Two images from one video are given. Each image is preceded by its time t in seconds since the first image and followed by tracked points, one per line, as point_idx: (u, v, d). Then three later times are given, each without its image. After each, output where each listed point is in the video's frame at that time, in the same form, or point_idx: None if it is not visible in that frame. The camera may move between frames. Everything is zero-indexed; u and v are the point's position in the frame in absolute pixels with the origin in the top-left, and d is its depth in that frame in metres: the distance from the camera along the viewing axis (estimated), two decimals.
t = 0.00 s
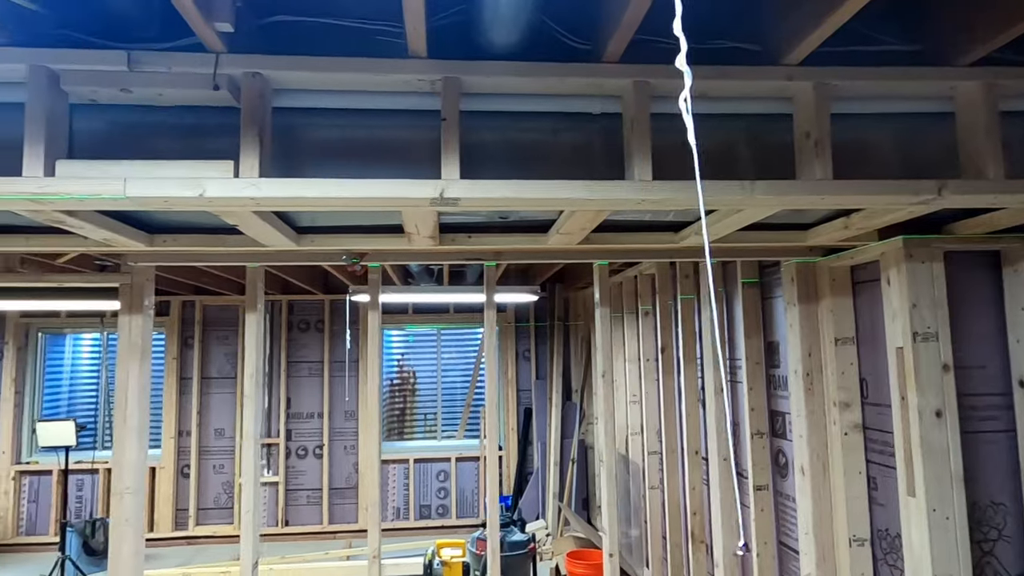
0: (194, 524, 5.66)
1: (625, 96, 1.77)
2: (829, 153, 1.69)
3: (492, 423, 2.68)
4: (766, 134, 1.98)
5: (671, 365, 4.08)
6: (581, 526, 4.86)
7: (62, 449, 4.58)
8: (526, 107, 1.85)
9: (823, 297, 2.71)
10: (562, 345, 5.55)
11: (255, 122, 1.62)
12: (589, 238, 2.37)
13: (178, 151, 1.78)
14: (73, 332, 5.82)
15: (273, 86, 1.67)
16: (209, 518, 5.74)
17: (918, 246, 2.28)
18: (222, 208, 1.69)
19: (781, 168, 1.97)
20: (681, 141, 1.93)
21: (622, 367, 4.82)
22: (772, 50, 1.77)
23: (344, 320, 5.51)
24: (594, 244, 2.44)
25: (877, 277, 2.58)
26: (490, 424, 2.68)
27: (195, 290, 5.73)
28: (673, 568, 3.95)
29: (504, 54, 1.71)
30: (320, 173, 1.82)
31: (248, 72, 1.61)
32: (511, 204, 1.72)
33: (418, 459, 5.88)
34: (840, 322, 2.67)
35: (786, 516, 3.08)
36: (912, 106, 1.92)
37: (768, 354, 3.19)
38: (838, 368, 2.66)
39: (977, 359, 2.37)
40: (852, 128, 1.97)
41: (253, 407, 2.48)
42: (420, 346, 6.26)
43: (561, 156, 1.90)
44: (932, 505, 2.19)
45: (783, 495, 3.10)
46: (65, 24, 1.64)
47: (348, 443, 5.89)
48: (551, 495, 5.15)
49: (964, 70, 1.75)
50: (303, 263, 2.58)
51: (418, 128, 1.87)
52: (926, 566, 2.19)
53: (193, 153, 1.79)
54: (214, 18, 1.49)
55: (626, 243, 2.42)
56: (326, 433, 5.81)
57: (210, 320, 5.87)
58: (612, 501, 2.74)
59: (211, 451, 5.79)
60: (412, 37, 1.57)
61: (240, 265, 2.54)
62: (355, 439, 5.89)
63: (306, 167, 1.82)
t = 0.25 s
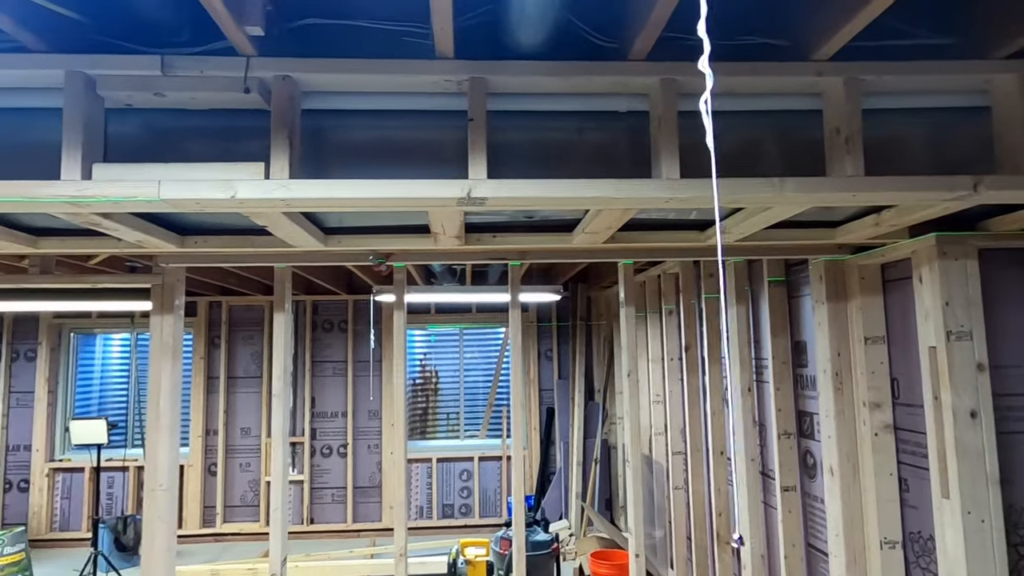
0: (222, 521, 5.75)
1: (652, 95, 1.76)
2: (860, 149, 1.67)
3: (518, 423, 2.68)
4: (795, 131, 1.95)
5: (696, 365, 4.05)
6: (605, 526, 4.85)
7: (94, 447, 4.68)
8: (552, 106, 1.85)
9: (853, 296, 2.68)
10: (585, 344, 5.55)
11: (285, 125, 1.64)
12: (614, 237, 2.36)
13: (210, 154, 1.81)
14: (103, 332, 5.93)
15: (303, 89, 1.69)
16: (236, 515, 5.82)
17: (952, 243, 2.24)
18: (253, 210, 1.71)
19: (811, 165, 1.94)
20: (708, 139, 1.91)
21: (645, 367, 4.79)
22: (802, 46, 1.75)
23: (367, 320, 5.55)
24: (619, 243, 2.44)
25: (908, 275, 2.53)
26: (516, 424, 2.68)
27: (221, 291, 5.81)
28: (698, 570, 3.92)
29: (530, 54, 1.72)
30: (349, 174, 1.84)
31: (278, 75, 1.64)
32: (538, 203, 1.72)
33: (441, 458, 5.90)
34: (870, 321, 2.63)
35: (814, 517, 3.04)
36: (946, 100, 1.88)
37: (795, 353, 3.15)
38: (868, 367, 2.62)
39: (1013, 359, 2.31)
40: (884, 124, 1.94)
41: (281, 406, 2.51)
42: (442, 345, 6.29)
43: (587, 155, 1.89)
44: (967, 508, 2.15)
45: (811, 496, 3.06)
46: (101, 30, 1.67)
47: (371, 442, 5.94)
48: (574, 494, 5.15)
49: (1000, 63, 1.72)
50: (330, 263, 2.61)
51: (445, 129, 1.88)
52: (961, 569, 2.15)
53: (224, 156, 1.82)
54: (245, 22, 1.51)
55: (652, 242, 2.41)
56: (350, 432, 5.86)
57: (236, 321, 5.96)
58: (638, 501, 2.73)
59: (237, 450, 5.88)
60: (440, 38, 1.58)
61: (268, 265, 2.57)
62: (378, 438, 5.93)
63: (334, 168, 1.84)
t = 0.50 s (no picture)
0: (249, 519, 5.82)
1: (680, 91, 1.74)
2: (894, 144, 1.64)
3: (543, 422, 2.68)
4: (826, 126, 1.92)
5: (721, 364, 4.01)
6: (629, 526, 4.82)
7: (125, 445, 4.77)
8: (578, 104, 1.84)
9: (884, 294, 2.62)
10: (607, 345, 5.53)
11: (314, 125, 1.65)
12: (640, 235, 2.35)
13: (239, 155, 1.83)
14: (133, 332, 6.04)
15: (331, 90, 1.70)
16: (262, 513, 5.89)
17: (988, 239, 2.18)
18: (282, 210, 1.73)
19: (842, 161, 1.91)
20: (736, 135, 1.89)
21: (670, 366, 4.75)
22: (833, 40, 1.72)
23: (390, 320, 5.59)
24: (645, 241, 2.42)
25: (942, 272, 2.48)
26: (541, 422, 2.68)
27: (247, 291, 5.89)
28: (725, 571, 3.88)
29: (557, 52, 1.71)
30: (375, 174, 1.85)
31: (307, 76, 1.65)
32: (565, 201, 1.72)
33: (464, 458, 5.92)
34: (902, 320, 2.58)
35: (845, 519, 2.99)
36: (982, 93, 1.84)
37: (824, 352, 3.11)
38: (901, 366, 2.57)
39: None
40: (917, 117, 1.90)
41: (309, 405, 2.54)
42: (464, 345, 6.31)
43: (613, 153, 1.88)
44: (1006, 511, 2.10)
45: (841, 498, 3.01)
46: (134, 34, 1.70)
47: (395, 441, 5.97)
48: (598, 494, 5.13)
49: None
50: (356, 263, 2.63)
51: (471, 128, 1.88)
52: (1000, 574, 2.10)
53: (254, 157, 1.84)
54: (274, 24, 1.53)
55: (678, 240, 2.39)
56: (374, 431, 5.90)
57: (261, 321, 6.03)
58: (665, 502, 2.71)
59: (264, 448, 5.95)
60: (467, 38, 1.58)
61: (295, 265, 2.60)
62: (401, 437, 5.96)
63: (361, 168, 1.85)
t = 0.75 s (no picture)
0: (270, 517, 5.87)
1: (705, 88, 1.72)
2: (926, 139, 1.60)
3: (565, 422, 2.67)
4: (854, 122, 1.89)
5: (742, 364, 3.96)
6: (649, 527, 4.79)
7: (149, 444, 4.82)
8: (602, 101, 1.83)
9: (912, 292, 2.58)
10: (626, 344, 5.50)
11: (338, 125, 1.66)
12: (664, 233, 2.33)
13: (263, 155, 1.84)
14: (156, 332, 6.12)
15: (355, 89, 1.71)
16: (283, 511, 5.94)
17: (1021, 236, 2.12)
18: (306, 210, 1.74)
19: (871, 157, 1.87)
20: (761, 132, 1.87)
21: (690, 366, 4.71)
22: (861, 34, 1.69)
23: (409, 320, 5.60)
24: (668, 239, 2.40)
25: (973, 270, 2.43)
26: (563, 422, 2.67)
27: (268, 292, 5.94)
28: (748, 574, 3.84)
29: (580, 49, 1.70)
30: (398, 173, 1.85)
31: (331, 76, 1.66)
32: (589, 199, 1.70)
33: (483, 457, 5.92)
34: (931, 318, 2.53)
35: (872, 521, 2.94)
36: (1016, 86, 1.79)
37: (849, 352, 3.06)
38: (930, 366, 2.52)
39: None
40: (947, 112, 1.86)
41: (332, 404, 2.55)
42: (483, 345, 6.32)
43: (637, 150, 1.86)
44: None
45: (867, 499, 2.97)
46: (161, 36, 1.72)
47: (414, 441, 5.98)
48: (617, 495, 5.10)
49: None
50: (378, 263, 2.64)
51: (493, 127, 1.87)
52: None
53: (277, 157, 1.85)
54: (299, 24, 1.53)
55: (702, 238, 2.36)
56: (393, 431, 5.92)
57: (282, 321, 6.08)
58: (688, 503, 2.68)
59: (284, 447, 5.99)
60: (491, 36, 1.57)
61: (318, 266, 2.61)
62: (420, 436, 5.98)
63: (384, 168, 1.85)
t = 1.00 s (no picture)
0: (290, 516, 5.91)
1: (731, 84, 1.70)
2: (959, 134, 1.57)
3: (586, 422, 2.65)
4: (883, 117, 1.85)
5: (764, 364, 3.91)
6: (670, 529, 4.76)
7: (172, 443, 4.88)
8: (625, 99, 1.81)
9: (941, 291, 2.53)
10: (645, 344, 5.46)
11: (362, 125, 1.66)
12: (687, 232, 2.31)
13: (286, 156, 1.85)
14: (178, 332, 6.19)
15: (378, 90, 1.71)
16: (303, 510, 5.98)
17: None
18: (330, 210, 1.74)
19: (900, 153, 1.83)
20: (787, 128, 1.84)
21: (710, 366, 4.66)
22: (891, 27, 1.66)
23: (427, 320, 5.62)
24: (691, 238, 2.38)
25: (1004, 268, 2.38)
26: (584, 422, 2.65)
27: (287, 292, 5.99)
28: None
29: (604, 46, 1.69)
30: (420, 173, 1.85)
31: (355, 77, 1.66)
32: (613, 198, 1.69)
33: (501, 457, 5.92)
34: (960, 317, 2.49)
35: (899, 523, 2.89)
36: None
37: (874, 351, 3.01)
38: (959, 366, 2.48)
39: None
40: (979, 107, 1.82)
41: (353, 404, 2.56)
42: (500, 344, 6.32)
43: (658, 148, 1.83)
44: None
45: (893, 501, 2.92)
46: (186, 39, 1.74)
47: (432, 441, 5.99)
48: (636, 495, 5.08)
49: None
50: (399, 263, 2.64)
51: (515, 125, 1.86)
52: None
53: (300, 158, 1.85)
54: (323, 25, 1.53)
55: (726, 236, 2.34)
56: (411, 431, 5.94)
57: (301, 321, 6.12)
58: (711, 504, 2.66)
59: (304, 447, 6.03)
60: (514, 34, 1.57)
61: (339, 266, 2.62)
62: (439, 436, 5.99)
63: (405, 168, 1.85)
